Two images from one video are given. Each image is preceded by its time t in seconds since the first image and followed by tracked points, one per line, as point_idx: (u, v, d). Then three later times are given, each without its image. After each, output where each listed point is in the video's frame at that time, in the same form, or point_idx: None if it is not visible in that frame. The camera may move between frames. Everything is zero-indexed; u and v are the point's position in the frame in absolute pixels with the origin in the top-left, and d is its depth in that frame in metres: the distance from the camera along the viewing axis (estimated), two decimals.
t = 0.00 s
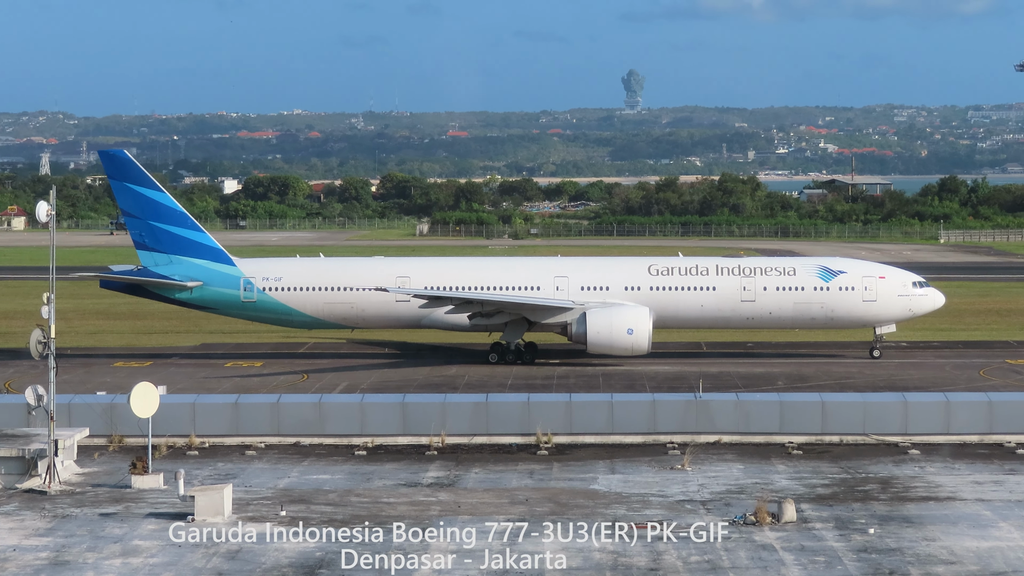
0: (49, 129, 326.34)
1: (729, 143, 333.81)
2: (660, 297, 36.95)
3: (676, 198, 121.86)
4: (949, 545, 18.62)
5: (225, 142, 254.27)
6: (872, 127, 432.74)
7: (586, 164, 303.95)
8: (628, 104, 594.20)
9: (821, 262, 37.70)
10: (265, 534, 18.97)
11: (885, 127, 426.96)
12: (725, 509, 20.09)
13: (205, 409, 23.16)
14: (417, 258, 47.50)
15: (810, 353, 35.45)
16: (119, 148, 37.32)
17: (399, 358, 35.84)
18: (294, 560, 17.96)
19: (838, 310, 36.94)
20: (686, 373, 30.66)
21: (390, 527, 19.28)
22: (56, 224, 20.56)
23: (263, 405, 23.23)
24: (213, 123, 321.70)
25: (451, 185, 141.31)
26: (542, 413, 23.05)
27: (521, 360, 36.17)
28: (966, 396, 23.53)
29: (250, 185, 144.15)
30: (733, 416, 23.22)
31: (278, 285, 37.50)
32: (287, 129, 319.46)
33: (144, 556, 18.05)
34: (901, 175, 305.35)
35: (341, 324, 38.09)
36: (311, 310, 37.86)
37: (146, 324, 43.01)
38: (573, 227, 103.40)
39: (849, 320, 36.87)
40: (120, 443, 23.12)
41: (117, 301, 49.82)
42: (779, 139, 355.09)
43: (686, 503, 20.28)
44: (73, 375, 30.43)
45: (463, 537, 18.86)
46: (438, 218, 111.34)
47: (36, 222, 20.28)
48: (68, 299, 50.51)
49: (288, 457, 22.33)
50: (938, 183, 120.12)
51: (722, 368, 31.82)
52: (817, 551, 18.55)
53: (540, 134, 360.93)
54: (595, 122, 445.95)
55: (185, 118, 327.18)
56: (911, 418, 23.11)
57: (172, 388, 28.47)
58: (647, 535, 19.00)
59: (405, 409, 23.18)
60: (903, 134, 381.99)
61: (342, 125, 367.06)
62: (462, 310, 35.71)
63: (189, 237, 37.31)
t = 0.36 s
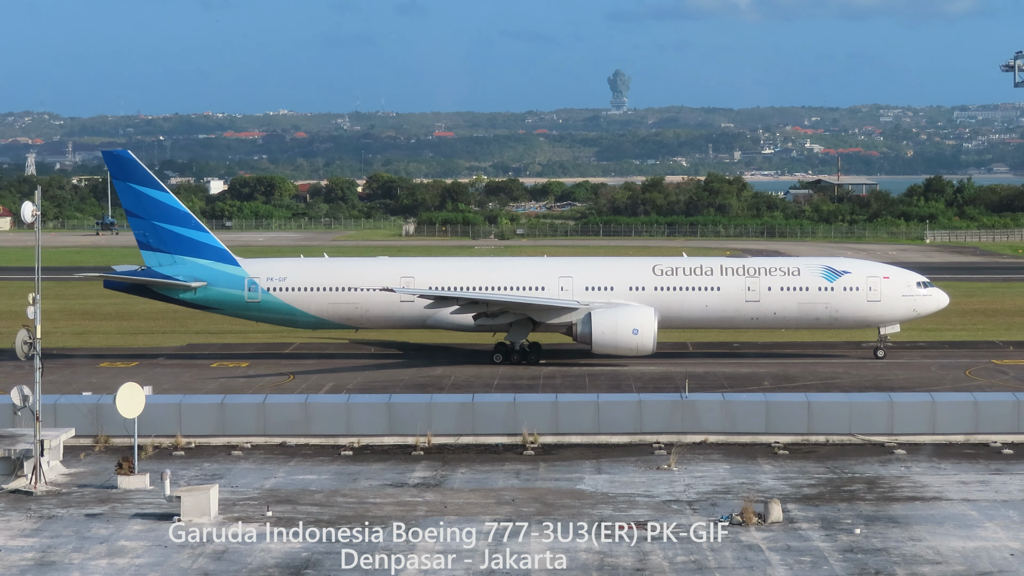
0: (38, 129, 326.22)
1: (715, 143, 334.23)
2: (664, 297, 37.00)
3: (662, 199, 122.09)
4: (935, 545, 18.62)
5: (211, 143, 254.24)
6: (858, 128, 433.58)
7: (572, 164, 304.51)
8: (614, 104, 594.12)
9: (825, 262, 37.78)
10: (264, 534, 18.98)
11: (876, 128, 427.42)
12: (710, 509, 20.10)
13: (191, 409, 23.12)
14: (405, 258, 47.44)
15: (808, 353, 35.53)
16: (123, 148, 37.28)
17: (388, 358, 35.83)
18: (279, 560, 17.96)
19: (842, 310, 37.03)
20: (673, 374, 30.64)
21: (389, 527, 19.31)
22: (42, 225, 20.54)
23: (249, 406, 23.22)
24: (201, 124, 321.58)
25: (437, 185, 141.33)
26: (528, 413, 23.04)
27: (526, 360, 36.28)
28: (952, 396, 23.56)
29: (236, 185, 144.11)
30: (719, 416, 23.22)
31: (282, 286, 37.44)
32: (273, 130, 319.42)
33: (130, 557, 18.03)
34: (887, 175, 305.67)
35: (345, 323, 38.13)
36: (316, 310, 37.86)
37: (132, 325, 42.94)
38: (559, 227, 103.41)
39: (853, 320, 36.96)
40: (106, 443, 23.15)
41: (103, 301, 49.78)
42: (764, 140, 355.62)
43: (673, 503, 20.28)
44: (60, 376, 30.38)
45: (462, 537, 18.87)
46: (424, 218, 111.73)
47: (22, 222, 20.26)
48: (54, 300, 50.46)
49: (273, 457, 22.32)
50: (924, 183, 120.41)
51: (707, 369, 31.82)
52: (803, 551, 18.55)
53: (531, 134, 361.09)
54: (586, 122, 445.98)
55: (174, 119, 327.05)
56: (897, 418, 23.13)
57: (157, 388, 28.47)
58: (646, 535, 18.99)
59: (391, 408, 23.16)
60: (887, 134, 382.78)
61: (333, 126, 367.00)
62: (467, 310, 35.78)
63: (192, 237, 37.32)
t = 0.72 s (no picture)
0: (28, 128, 325.74)
1: (704, 144, 333.80)
2: (672, 298, 37.07)
3: (651, 199, 122.08)
4: (924, 546, 18.63)
5: (201, 143, 253.92)
6: (847, 129, 433.43)
7: (561, 164, 304.84)
8: (603, 104, 592.83)
9: (833, 262, 37.89)
10: (265, 534, 19.00)
11: (869, 128, 427.59)
12: (700, 509, 20.11)
13: (181, 410, 23.11)
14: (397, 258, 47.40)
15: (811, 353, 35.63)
16: (130, 148, 37.41)
17: (378, 357, 35.86)
18: (269, 560, 17.96)
19: (850, 310, 37.16)
20: (662, 374, 30.66)
21: (389, 527, 19.32)
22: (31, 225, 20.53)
23: (239, 406, 23.21)
24: (191, 125, 321.39)
25: (427, 185, 141.31)
26: (518, 414, 23.05)
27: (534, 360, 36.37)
28: (942, 396, 23.58)
29: (226, 186, 144.02)
30: (708, 416, 23.23)
31: (290, 286, 37.52)
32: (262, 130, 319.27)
33: (120, 557, 18.03)
34: (876, 175, 305.72)
35: (352, 324, 38.16)
36: (323, 310, 37.95)
37: (120, 325, 42.89)
38: (548, 228, 103.52)
39: (861, 320, 37.09)
40: (96, 444, 23.14)
41: (93, 301, 49.75)
42: (757, 140, 355.39)
43: (662, 503, 20.29)
44: (48, 376, 30.36)
45: (463, 537, 18.88)
46: (414, 218, 112.30)
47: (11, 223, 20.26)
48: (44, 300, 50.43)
49: (263, 457, 22.31)
50: (913, 184, 120.29)
51: (697, 369, 31.85)
52: (793, 551, 18.57)
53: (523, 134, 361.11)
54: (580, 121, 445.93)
55: (165, 119, 326.82)
56: (886, 418, 23.14)
57: (146, 389, 28.45)
58: (647, 536, 19.01)
59: (380, 409, 23.17)
60: (877, 134, 382.20)
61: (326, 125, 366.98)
62: (476, 310, 35.84)
63: (200, 237, 37.40)
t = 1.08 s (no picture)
0: (17, 128, 325.16)
1: (691, 143, 334.02)
2: (677, 297, 37.24)
3: (637, 198, 122.17)
4: (909, 545, 18.64)
5: (186, 142, 254.29)
6: (833, 128, 434.17)
7: (547, 164, 305.16)
8: (589, 104, 594.42)
9: (837, 262, 38.09)
10: (265, 534, 18.97)
11: (859, 128, 427.89)
12: (686, 508, 20.11)
13: (166, 409, 23.06)
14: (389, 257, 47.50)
15: (813, 352, 35.77)
16: (135, 147, 37.65)
17: (366, 355, 35.86)
18: (254, 560, 17.94)
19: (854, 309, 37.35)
20: (648, 373, 30.76)
21: (389, 527, 19.30)
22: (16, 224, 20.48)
23: (224, 406, 23.17)
24: (178, 124, 321.04)
25: (413, 185, 141.14)
26: (503, 413, 23.02)
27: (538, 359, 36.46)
28: (927, 396, 23.61)
29: (212, 184, 144.07)
30: (694, 415, 23.21)
31: (294, 285, 37.55)
32: (249, 129, 319.16)
33: (106, 557, 18.00)
34: (862, 176, 305.82)
35: (357, 323, 38.25)
36: (327, 309, 38.02)
37: (106, 324, 42.84)
38: (534, 227, 103.36)
39: (865, 320, 37.29)
40: (81, 443, 23.11)
41: (79, 300, 49.61)
42: (740, 140, 356.11)
43: (647, 503, 20.29)
44: (34, 376, 30.30)
45: (463, 537, 18.86)
46: (399, 217, 111.91)
47: None
48: (31, 298, 50.39)
49: (248, 456, 22.30)
50: (899, 183, 120.44)
51: (684, 368, 31.97)
52: (778, 551, 18.58)
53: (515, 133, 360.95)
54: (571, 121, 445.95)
55: (154, 119, 326.36)
56: (872, 417, 23.16)
57: (131, 388, 28.38)
58: (647, 535, 19.01)
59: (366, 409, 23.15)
60: (863, 134, 382.08)
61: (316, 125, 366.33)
62: (481, 310, 35.91)
63: (204, 235, 37.46)
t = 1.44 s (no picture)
0: None
1: (661, 143, 336.87)
2: (665, 296, 37.32)
3: (607, 197, 122.56)
4: (878, 544, 18.66)
5: (156, 142, 255.42)
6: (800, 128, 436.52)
7: (514, 163, 305.56)
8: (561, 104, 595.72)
9: (825, 261, 38.21)
10: (263, 534, 18.93)
11: (840, 128, 429.44)
12: (655, 507, 20.13)
13: (135, 408, 22.99)
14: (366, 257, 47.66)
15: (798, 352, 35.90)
16: (123, 146, 37.59)
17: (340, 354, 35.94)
18: (223, 559, 17.92)
19: (842, 309, 37.48)
20: (616, 373, 30.94)
21: (389, 527, 19.25)
22: None
23: (193, 405, 23.10)
24: (149, 123, 321.00)
25: (384, 184, 141.55)
26: (472, 412, 23.00)
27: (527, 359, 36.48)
28: (896, 395, 23.64)
29: (181, 183, 144.27)
30: (663, 415, 23.19)
31: (282, 284, 37.69)
32: (219, 130, 317.88)
33: (73, 556, 17.97)
34: (830, 175, 309.13)
35: (346, 322, 38.24)
36: (315, 308, 38.03)
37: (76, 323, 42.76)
38: (503, 227, 103.61)
39: (853, 319, 37.43)
40: (49, 442, 23.09)
41: (49, 300, 49.55)
42: (710, 141, 358.55)
43: (616, 501, 20.30)
44: (6, 375, 30.23)
45: (462, 537, 18.85)
46: (367, 217, 110.63)
47: None
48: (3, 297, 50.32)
49: (218, 456, 22.29)
50: (868, 182, 120.96)
51: (653, 368, 32.20)
52: (747, 550, 18.60)
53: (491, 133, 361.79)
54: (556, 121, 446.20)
55: (134, 119, 326.11)
56: (840, 417, 23.18)
57: (99, 388, 28.32)
58: (646, 535, 19.02)
59: (335, 408, 23.10)
60: (833, 133, 382.24)
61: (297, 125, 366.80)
62: (470, 309, 35.95)
63: (191, 235, 37.49)
